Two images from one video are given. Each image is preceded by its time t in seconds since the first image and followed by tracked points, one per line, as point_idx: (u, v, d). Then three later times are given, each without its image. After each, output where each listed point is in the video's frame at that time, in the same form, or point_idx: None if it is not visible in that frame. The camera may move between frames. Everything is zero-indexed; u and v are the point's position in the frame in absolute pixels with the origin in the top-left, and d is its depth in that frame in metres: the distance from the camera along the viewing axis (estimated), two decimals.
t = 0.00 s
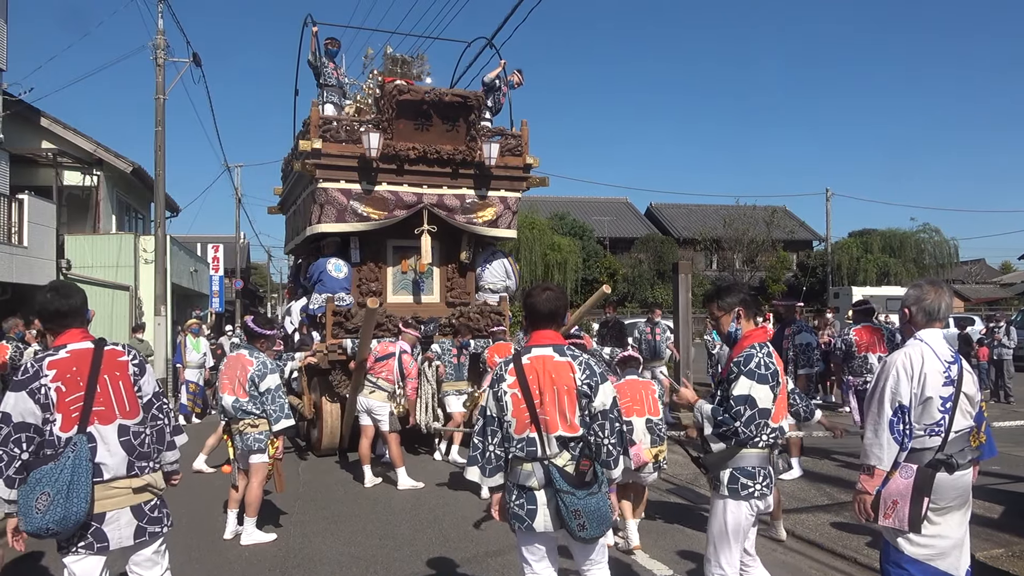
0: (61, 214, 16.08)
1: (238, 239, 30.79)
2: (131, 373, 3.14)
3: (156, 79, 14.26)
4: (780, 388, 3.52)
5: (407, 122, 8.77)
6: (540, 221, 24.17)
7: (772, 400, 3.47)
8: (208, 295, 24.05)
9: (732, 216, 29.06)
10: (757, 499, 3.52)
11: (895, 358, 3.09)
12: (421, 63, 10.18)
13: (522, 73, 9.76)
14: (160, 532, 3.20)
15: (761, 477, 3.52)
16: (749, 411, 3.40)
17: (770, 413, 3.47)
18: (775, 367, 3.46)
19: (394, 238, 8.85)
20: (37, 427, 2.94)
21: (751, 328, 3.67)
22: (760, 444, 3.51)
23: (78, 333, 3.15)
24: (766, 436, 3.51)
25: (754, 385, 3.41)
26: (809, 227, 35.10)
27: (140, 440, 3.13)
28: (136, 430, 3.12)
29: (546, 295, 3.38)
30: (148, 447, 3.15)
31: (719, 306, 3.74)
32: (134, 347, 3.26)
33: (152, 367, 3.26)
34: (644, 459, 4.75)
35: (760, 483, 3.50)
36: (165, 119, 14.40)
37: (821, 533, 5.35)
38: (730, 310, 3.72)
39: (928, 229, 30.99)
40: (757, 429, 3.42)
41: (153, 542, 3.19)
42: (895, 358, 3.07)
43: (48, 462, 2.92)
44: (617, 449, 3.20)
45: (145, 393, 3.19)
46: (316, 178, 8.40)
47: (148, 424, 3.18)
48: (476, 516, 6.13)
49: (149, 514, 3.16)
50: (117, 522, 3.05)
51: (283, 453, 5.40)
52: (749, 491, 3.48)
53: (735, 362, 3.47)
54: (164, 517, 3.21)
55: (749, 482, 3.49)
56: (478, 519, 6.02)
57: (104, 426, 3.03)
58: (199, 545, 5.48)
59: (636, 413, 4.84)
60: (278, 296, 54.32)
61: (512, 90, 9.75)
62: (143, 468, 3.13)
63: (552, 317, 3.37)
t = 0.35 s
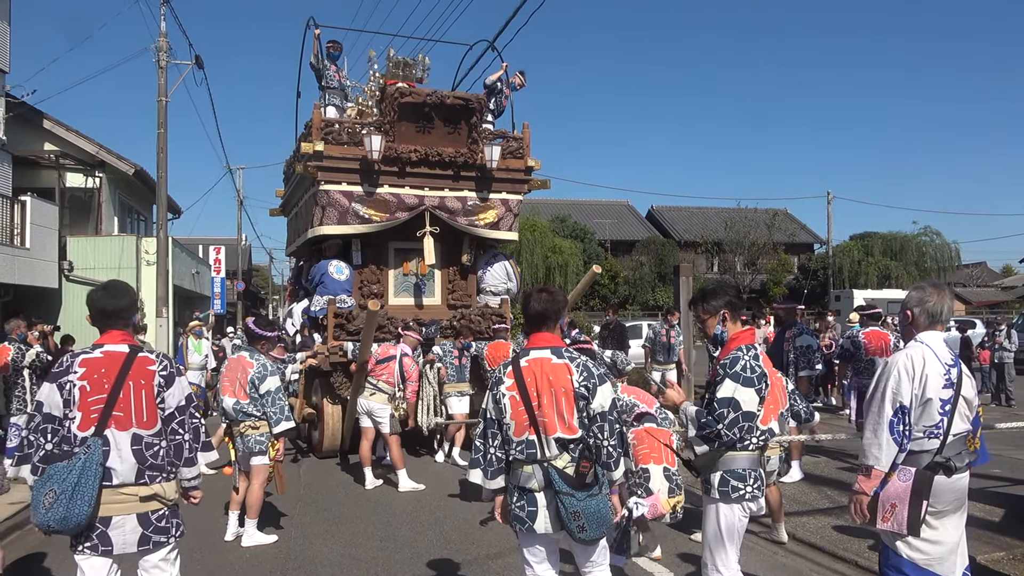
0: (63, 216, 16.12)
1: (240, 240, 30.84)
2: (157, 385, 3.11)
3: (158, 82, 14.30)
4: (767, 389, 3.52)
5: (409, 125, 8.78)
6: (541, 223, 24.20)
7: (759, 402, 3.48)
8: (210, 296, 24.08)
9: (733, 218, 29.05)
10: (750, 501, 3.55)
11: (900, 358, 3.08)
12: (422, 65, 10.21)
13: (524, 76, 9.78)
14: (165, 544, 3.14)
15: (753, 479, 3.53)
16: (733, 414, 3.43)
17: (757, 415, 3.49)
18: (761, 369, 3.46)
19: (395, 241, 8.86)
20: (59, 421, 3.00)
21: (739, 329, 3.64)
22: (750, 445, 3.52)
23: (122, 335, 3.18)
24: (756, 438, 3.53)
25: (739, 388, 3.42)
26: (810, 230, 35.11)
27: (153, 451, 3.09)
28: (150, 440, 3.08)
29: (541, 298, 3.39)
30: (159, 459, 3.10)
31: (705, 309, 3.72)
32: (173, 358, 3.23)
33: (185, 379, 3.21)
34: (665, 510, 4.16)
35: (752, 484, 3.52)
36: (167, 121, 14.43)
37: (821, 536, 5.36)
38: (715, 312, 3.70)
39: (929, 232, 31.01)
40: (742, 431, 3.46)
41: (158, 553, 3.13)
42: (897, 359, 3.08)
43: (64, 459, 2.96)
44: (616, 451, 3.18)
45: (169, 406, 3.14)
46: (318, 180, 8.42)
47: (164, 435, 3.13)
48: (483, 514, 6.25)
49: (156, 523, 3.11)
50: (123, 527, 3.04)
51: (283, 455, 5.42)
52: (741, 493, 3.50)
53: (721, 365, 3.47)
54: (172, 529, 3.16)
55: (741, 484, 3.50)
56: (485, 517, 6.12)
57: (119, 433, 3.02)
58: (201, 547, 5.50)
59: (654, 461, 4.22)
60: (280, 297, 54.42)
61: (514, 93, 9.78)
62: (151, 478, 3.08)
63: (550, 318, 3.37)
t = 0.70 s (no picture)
0: (67, 218, 16.14)
1: (242, 243, 30.87)
2: (177, 391, 3.08)
3: (161, 85, 14.33)
4: (764, 392, 3.51)
5: (411, 128, 8.80)
6: (543, 226, 24.22)
7: (756, 404, 3.47)
8: (212, 299, 24.10)
9: (736, 221, 29.05)
10: (749, 504, 3.55)
11: (895, 360, 3.07)
12: (425, 69, 10.24)
13: (526, 78, 9.79)
14: (181, 551, 3.10)
15: (751, 481, 3.52)
16: (728, 417, 3.43)
17: (754, 417, 3.47)
18: (757, 371, 3.45)
19: (398, 243, 8.86)
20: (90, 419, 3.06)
21: (733, 332, 3.64)
22: (747, 448, 3.51)
23: (157, 337, 3.20)
24: (753, 441, 3.51)
25: (734, 390, 3.42)
26: (813, 233, 35.10)
27: (169, 456, 3.06)
28: (167, 445, 3.06)
29: (541, 301, 3.40)
30: (176, 464, 3.08)
31: (698, 313, 3.75)
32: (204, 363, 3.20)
33: (211, 384, 3.17)
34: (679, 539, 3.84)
35: (750, 487, 3.51)
36: (170, 124, 14.46)
37: (824, 540, 5.35)
38: (709, 315, 3.71)
39: (931, 235, 31.01)
40: (738, 433, 3.45)
41: (175, 559, 3.10)
42: (893, 361, 3.07)
43: (88, 458, 3.01)
44: (618, 453, 3.19)
45: (190, 411, 3.10)
46: (320, 183, 8.43)
47: (183, 440, 3.10)
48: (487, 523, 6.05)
49: (172, 529, 3.08)
50: (142, 530, 3.03)
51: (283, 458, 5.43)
52: (738, 496, 3.50)
53: (716, 367, 3.46)
54: (189, 536, 3.12)
55: (738, 487, 3.49)
56: (490, 526, 5.96)
57: (138, 435, 3.02)
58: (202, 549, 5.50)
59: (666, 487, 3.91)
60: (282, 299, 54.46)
61: (516, 95, 9.78)
62: (166, 483, 3.06)
63: (551, 320, 3.37)
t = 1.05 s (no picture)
0: (69, 220, 16.17)
1: (244, 245, 30.90)
2: (175, 394, 3.04)
3: (163, 87, 14.35)
4: (763, 393, 3.51)
5: (414, 129, 8.80)
6: (544, 228, 24.22)
7: (756, 406, 3.46)
8: (214, 301, 24.12)
9: (737, 223, 29.03)
10: (750, 505, 3.55)
11: (886, 364, 3.07)
12: (426, 71, 10.24)
13: (528, 79, 9.79)
14: (180, 555, 3.08)
15: (751, 482, 3.51)
16: (728, 418, 3.41)
17: (754, 419, 3.46)
18: (757, 373, 3.44)
19: (399, 245, 8.87)
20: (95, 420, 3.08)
21: (733, 333, 3.63)
22: (746, 449, 3.50)
23: (162, 338, 3.19)
24: (753, 442, 3.50)
25: (734, 392, 3.41)
26: (814, 235, 35.08)
27: (166, 459, 3.05)
28: (165, 447, 3.04)
29: (541, 302, 3.39)
30: (173, 467, 3.06)
31: (698, 314, 3.74)
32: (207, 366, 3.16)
33: (212, 388, 3.11)
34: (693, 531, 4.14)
35: (750, 488, 3.50)
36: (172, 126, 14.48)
37: (826, 542, 5.33)
38: (709, 316, 3.70)
39: (933, 237, 30.99)
40: (738, 435, 3.43)
41: (176, 562, 3.09)
42: (885, 364, 3.06)
43: (92, 459, 3.03)
44: (618, 454, 3.19)
45: (187, 415, 3.05)
46: (322, 184, 8.42)
47: (180, 443, 3.07)
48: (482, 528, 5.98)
49: (171, 533, 3.06)
50: (142, 534, 3.03)
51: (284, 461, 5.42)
52: (738, 497, 3.50)
53: (717, 369, 3.45)
54: (188, 540, 3.09)
55: (739, 488, 3.49)
56: (484, 531, 5.88)
57: (137, 437, 3.01)
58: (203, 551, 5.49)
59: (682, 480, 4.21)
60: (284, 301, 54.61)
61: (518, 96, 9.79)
62: (164, 486, 3.05)
63: (551, 322, 3.37)
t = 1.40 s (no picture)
0: (71, 222, 16.19)
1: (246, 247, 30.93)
2: (162, 393, 3.04)
3: (165, 90, 14.38)
4: (769, 396, 3.50)
5: (416, 130, 8.80)
6: (546, 230, 24.23)
7: (763, 408, 3.44)
8: (216, 303, 24.14)
9: (739, 224, 29.02)
10: (753, 508, 3.54)
11: (883, 365, 3.06)
12: (428, 72, 10.25)
13: (531, 84, 9.78)
14: (171, 558, 3.07)
15: (756, 486, 3.51)
16: (736, 420, 3.39)
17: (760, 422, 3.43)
18: (765, 376, 3.44)
19: (402, 246, 8.86)
20: (78, 425, 3.05)
21: (740, 335, 3.62)
22: (751, 452, 3.48)
23: (143, 340, 3.19)
24: (758, 445, 3.48)
25: (743, 394, 3.39)
26: (816, 237, 35.07)
27: (156, 460, 3.04)
28: (154, 448, 3.03)
29: (542, 303, 3.39)
30: (163, 468, 3.04)
31: (707, 314, 3.72)
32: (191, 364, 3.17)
33: (198, 385, 3.13)
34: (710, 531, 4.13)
35: (754, 491, 3.49)
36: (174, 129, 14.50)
37: (829, 544, 5.31)
38: (717, 317, 3.69)
39: (935, 239, 30.98)
40: (746, 437, 3.40)
41: (167, 565, 3.08)
42: (881, 365, 3.05)
43: (77, 464, 3.00)
44: (619, 456, 3.17)
45: (176, 414, 3.06)
46: (324, 186, 8.41)
47: (169, 443, 3.06)
48: (482, 534, 5.87)
49: (161, 536, 3.04)
50: (131, 538, 3.00)
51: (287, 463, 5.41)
52: (742, 499, 3.49)
53: (724, 370, 3.44)
54: (178, 543, 3.08)
55: (742, 490, 3.48)
56: (482, 537, 5.78)
57: (125, 439, 3.00)
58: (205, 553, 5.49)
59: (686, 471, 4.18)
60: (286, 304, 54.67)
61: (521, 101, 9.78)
62: (154, 488, 3.03)
63: (551, 324, 3.36)
